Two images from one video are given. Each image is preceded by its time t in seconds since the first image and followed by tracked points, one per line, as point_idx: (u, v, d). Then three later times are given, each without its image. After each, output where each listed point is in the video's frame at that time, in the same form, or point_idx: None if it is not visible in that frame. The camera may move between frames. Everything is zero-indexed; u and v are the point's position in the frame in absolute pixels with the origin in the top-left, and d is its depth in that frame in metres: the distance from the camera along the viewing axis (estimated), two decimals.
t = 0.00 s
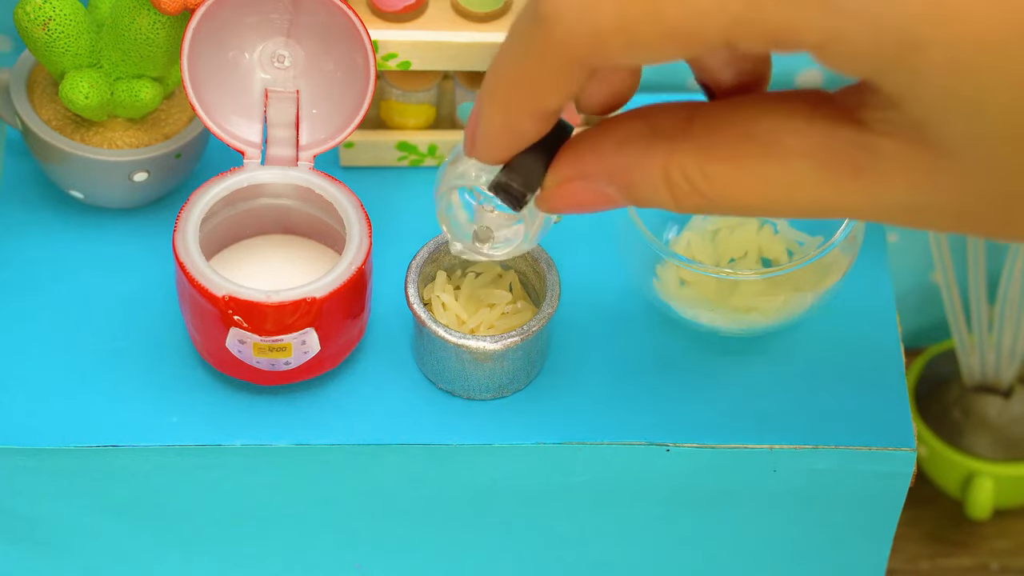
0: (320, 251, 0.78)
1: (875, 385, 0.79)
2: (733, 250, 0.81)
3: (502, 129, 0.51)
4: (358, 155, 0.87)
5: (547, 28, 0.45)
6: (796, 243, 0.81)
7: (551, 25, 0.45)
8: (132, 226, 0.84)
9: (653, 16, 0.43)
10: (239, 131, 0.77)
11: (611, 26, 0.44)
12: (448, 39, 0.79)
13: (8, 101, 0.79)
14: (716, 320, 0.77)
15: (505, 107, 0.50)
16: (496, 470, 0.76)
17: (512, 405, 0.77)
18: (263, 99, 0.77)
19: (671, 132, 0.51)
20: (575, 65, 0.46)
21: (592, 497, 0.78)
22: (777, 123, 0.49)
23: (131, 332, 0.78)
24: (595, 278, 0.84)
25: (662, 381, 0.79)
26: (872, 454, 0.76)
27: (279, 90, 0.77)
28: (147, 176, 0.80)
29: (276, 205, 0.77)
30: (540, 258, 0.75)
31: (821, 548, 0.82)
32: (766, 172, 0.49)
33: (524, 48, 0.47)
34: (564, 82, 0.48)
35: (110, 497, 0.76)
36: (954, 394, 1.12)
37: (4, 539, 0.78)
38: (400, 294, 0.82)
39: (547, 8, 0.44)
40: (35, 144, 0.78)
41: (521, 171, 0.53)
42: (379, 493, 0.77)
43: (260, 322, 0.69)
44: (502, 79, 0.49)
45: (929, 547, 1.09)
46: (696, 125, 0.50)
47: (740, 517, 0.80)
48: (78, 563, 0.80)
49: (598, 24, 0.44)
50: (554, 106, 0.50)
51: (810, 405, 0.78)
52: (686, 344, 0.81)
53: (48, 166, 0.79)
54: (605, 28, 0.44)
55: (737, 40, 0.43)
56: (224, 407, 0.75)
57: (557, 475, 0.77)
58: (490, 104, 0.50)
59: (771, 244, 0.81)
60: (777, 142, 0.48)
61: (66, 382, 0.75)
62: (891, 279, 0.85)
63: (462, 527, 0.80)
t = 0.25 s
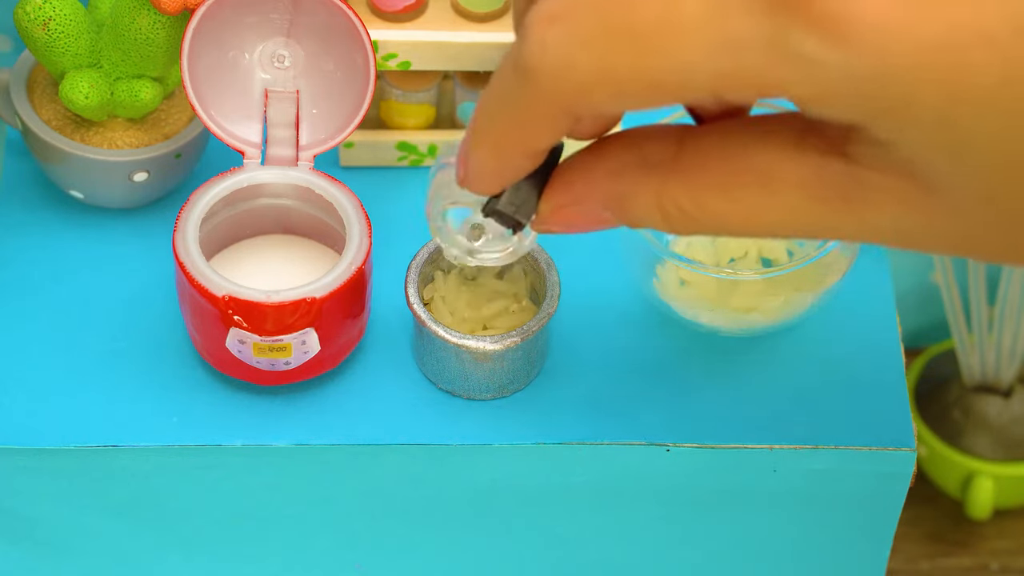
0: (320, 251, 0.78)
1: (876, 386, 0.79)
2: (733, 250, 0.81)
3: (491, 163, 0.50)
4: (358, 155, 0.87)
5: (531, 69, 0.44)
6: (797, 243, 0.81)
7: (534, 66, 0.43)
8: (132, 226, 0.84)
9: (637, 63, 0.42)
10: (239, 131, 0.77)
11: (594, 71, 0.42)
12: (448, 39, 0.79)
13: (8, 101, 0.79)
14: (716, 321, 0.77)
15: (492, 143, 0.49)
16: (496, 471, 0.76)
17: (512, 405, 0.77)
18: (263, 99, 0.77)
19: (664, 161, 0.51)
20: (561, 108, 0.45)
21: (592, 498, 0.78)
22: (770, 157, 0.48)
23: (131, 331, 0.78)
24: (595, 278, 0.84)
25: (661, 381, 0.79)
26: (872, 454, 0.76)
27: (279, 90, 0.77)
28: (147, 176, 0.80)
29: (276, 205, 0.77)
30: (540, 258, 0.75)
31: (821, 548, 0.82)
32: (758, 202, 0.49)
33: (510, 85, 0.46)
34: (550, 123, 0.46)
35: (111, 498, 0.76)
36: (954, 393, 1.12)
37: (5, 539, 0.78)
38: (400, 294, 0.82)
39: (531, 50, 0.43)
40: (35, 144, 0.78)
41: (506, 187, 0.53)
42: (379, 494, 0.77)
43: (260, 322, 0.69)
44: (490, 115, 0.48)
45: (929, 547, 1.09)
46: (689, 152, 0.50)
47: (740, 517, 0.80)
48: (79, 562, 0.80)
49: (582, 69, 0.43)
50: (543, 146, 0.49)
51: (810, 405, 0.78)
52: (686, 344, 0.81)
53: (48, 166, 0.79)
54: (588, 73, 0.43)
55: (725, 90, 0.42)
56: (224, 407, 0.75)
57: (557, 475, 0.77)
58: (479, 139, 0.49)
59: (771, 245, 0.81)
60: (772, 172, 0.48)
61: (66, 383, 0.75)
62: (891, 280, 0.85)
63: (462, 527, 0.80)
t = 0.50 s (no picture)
0: (320, 251, 0.78)
1: (875, 385, 0.79)
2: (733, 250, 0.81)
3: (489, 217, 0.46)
4: (358, 155, 0.87)
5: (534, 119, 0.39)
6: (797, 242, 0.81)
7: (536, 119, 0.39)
8: (132, 226, 0.84)
9: (654, 110, 0.37)
10: (239, 132, 0.77)
11: (605, 120, 0.37)
12: (448, 39, 0.79)
13: (8, 101, 0.79)
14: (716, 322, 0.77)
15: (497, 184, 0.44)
16: (495, 470, 0.76)
17: (512, 405, 0.77)
18: (263, 99, 0.77)
19: (674, 188, 0.46)
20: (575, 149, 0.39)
21: (591, 498, 0.78)
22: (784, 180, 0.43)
23: (131, 332, 0.78)
24: (595, 278, 0.84)
25: (662, 382, 0.79)
26: (873, 454, 0.76)
27: (279, 90, 0.77)
28: (147, 176, 0.80)
29: (277, 205, 0.77)
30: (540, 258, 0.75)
31: (821, 548, 0.82)
32: (770, 230, 0.44)
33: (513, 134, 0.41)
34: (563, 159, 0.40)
35: (110, 498, 0.76)
36: (954, 394, 1.12)
37: (5, 538, 0.78)
38: (400, 294, 0.82)
39: (536, 98, 0.38)
40: (35, 144, 0.78)
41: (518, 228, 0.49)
42: (380, 494, 0.77)
43: (260, 322, 0.69)
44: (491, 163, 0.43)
45: (929, 547, 1.09)
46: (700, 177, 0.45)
47: (740, 517, 0.80)
48: (78, 562, 0.80)
49: (594, 122, 0.38)
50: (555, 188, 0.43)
51: (810, 406, 0.78)
52: (686, 344, 0.81)
53: (48, 166, 0.79)
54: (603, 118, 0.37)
55: (741, 134, 0.37)
56: (224, 407, 0.75)
57: (557, 475, 0.77)
58: (489, 186, 0.44)
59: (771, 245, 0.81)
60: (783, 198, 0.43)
61: (66, 383, 0.75)
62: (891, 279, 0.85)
63: (462, 527, 0.80)
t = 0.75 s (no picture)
0: (320, 251, 0.78)
1: (876, 385, 0.79)
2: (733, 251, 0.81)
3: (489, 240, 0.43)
4: (358, 155, 0.87)
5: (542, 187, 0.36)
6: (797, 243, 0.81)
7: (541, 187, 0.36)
8: (132, 225, 0.84)
9: (670, 182, 0.34)
10: (239, 132, 0.77)
11: (619, 188, 0.35)
12: (448, 39, 0.79)
13: (8, 101, 0.79)
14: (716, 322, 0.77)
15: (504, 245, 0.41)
16: (495, 470, 0.76)
17: (512, 405, 0.77)
18: (263, 99, 0.77)
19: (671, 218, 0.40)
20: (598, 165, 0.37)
21: (591, 498, 0.78)
22: (780, 211, 0.36)
23: (131, 332, 0.78)
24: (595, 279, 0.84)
25: (662, 382, 0.79)
26: (873, 455, 0.76)
27: (279, 90, 0.77)
28: (147, 176, 0.80)
29: (277, 205, 0.77)
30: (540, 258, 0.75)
31: (821, 548, 0.82)
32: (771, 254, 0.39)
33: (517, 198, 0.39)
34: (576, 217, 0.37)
35: (111, 498, 0.76)
36: (954, 394, 1.12)
37: (5, 538, 0.78)
38: (400, 294, 0.82)
39: (541, 170, 0.36)
40: (36, 144, 0.78)
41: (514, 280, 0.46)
42: (380, 495, 0.77)
43: (260, 322, 0.69)
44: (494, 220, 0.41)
45: (929, 547, 1.09)
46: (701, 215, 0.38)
47: (740, 518, 0.80)
48: (78, 562, 0.80)
49: (607, 193, 0.35)
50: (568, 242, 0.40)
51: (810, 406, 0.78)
52: (686, 344, 0.81)
53: (48, 166, 0.79)
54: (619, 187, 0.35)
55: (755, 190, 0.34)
56: (224, 407, 0.75)
57: (557, 475, 0.77)
58: (494, 242, 0.41)
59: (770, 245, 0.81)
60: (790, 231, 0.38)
61: (65, 383, 0.75)
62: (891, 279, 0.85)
63: (462, 528, 0.80)
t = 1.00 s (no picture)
0: (320, 251, 0.78)
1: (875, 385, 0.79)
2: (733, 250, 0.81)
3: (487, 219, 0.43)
4: (358, 155, 0.87)
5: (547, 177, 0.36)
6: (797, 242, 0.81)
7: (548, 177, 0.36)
8: (132, 226, 0.84)
9: (682, 177, 0.34)
10: (239, 132, 0.77)
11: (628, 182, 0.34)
12: (448, 39, 0.79)
13: (8, 101, 0.79)
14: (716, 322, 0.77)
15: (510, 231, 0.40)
16: (495, 470, 0.76)
17: (512, 405, 0.76)
18: (263, 99, 0.77)
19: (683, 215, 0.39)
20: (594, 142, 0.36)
21: (591, 498, 0.78)
22: (789, 200, 0.36)
23: (131, 331, 0.78)
24: (595, 279, 0.84)
25: (662, 383, 0.79)
26: (873, 454, 0.76)
27: (279, 90, 0.77)
28: (147, 176, 0.80)
29: (277, 205, 0.77)
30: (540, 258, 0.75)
31: (821, 548, 0.82)
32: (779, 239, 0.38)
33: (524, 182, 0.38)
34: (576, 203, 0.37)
35: (111, 499, 0.76)
36: (954, 394, 1.12)
37: (5, 539, 0.78)
38: (400, 294, 0.82)
39: (550, 165, 0.35)
40: (35, 144, 0.78)
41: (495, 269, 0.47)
42: (380, 495, 0.77)
43: (260, 322, 0.69)
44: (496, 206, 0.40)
45: (929, 547, 1.09)
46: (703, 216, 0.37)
47: (740, 518, 0.80)
48: (78, 562, 0.80)
49: (617, 186, 0.34)
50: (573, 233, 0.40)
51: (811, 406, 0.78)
52: (686, 346, 0.81)
53: (48, 166, 0.79)
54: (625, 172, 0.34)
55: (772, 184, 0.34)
56: (224, 407, 0.75)
57: (557, 475, 0.77)
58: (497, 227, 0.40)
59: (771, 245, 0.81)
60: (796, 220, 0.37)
61: (65, 383, 0.75)
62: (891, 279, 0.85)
63: (463, 528, 0.80)
